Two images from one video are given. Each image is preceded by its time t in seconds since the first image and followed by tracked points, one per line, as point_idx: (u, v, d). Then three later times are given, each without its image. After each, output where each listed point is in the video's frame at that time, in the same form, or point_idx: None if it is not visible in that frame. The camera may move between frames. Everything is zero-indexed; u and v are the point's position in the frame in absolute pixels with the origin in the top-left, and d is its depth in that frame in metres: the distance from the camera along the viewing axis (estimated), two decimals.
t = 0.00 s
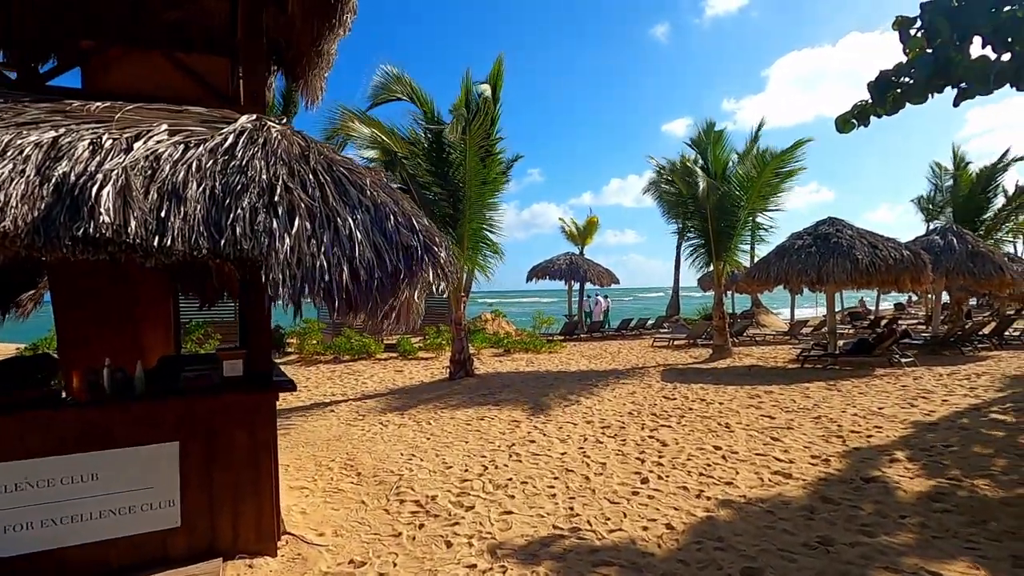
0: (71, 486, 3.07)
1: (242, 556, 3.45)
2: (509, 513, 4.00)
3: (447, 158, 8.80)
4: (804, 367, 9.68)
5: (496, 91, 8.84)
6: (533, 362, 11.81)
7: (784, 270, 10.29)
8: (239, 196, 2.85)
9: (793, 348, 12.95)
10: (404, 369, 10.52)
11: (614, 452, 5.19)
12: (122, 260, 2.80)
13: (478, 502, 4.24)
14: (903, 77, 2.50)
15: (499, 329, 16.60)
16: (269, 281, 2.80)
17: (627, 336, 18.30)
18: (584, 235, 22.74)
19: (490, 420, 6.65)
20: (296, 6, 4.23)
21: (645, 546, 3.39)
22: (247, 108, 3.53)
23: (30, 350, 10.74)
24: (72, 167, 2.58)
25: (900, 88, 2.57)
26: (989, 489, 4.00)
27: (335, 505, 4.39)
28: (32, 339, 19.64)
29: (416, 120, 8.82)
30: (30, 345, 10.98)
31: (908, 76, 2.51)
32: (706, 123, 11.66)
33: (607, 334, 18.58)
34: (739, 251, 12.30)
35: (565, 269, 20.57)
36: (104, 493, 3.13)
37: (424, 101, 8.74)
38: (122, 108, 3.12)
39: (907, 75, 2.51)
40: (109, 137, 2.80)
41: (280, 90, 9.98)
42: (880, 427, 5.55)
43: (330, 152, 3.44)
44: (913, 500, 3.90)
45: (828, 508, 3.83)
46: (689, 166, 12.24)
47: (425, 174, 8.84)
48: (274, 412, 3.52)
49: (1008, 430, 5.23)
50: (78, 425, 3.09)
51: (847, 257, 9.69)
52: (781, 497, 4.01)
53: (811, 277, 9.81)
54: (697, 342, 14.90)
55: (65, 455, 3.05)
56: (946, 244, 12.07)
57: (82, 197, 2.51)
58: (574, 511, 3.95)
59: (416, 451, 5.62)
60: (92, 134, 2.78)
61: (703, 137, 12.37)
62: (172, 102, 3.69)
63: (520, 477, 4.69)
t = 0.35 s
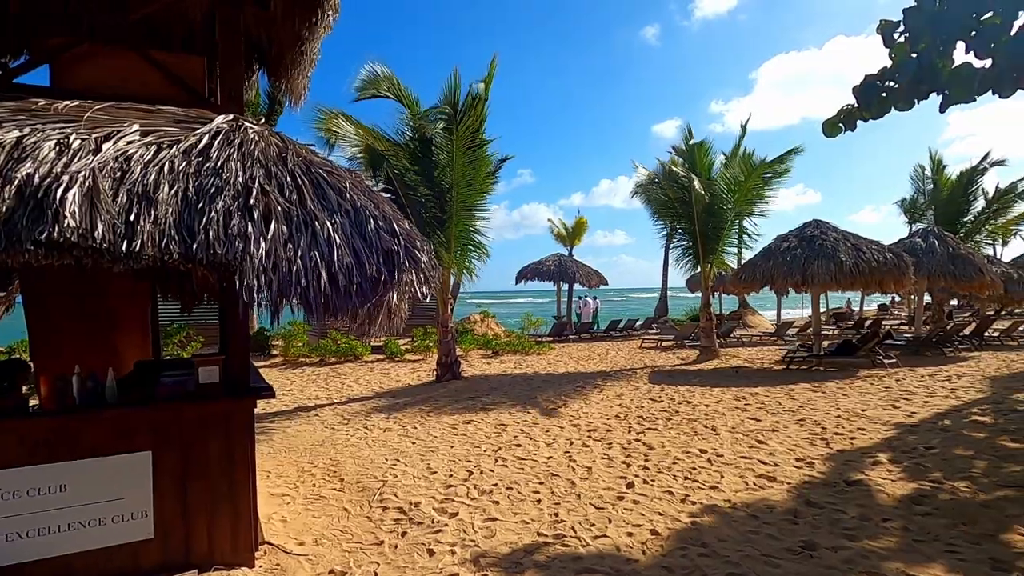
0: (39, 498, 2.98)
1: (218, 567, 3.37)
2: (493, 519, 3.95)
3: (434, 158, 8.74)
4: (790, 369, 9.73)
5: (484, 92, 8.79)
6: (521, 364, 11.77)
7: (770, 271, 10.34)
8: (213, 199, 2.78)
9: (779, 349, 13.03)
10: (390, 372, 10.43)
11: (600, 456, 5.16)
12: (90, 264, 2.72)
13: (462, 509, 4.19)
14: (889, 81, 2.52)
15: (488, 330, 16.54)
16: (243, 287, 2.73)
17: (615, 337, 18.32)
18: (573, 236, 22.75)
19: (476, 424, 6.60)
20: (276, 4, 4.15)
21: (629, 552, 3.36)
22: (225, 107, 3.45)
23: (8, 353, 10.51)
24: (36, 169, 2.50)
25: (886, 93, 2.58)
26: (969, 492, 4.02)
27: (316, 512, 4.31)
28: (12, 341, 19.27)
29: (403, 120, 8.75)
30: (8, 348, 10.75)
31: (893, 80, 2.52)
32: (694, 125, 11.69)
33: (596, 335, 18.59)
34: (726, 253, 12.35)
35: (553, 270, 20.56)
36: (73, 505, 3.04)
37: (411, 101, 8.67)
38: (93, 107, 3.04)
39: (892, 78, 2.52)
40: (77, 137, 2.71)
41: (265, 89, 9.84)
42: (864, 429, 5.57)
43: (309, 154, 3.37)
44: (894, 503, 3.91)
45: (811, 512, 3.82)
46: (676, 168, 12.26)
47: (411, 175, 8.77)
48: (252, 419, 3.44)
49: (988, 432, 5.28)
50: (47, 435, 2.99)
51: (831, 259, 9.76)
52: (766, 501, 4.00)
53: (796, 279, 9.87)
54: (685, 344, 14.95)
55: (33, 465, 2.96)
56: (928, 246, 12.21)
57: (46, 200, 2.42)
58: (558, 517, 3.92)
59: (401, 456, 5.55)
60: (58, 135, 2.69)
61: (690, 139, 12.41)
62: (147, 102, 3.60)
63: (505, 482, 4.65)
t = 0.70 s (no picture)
0: (19, 503, 2.92)
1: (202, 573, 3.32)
2: (481, 522, 3.94)
3: (423, 160, 8.72)
4: (778, 370, 9.80)
5: (473, 93, 8.78)
6: (510, 366, 11.75)
7: (758, 274, 10.42)
8: (198, 200, 2.75)
9: (768, 350, 13.11)
10: (380, 374, 10.38)
11: (589, 458, 5.16)
12: (72, 267, 2.68)
13: (450, 511, 4.17)
14: (871, 83, 2.57)
15: (478, 332, 16.51)
16: (228, 289, 2.71)
17: (605, 338, 18.36)
18: (563, 238, 22.77)
19: (465, 426, 6.58)
20: (264, 4, 4.11)
21: (617, 555, 3.36)
22: (210, 108, 3.40)
23: None
24: (16, 169, 2.46)
25: (867, 97, 2.62)
26: (952, 492, 4.06)
27: (303, 516, 4.27)
28: None
29: (392, 122, 8.71)
30: None
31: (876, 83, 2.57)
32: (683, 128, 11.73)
33: (586, 337, 18.61)
34: (715, 255, 12.42)
35: (543, 271, 20.55)
36: (54, 511, 3.00)
37: (399, 103, 8.64)
38: (75, 106, 2.99)
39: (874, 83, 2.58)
40: (58, 138, 2.67)
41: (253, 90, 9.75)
42: (850, 431, 5.62)
43: (296, 156, 3.35)
44: (879, 504, 3.94)
45: (797, 513, 3.85)
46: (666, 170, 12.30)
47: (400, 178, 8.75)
48: (238, 423, 3.41)
49: (972, 432, 5.34)
50: (27, 440, 2.94)
51: (818, 261, 9.85)
52: (753, 503, 4.02)
53: (784, 281, 9.94)
54: (674, 345, 15.01)
55: (12, 471, 2.90)
56: (913, 248, 12.36)
57: (25, 201, 2.39)
58: (547, 519, 3.91)
59: (389, 459, 5.52)
60: (40, 135, 2.65)
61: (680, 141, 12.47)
62: (131, 101, 3.55)
63: (494, 485, 4.63)
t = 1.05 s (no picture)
0: (8, 508, 2.89)
1: None
2: (475, 524, 3.94)
3: (416, 162, 8.71)
4: (769, 371, 9.89)
5: (467, 95, 8.78)
6: (502, 367, 11.76)
7: (749, 275, 10.50)
8: (192, 202, 2.74)
9: (759, 351, 13.20)
10: (371, 376, 10.35)
11: (582, 460, 5.18)
12: (63, 270, 2.65)
13: (444, 514, 4.17)
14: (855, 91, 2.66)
15: (470, 333, 16.50)
16: (221, 292, 2.70)
17: (597, 339, 18.40)
18: (555, 239, 22.81)
19: (458, 428, 6.58)
20: (257, 5, 4.09)
21: (611, 556, 3.38)
22: (203, 109, 3.38)
23: None
24: (7, 171, 2.43)
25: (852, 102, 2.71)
26: (941, 492, 4.11)
27: (296, 519, 4.25)
28: None
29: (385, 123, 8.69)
30: None
31: (861, 89, 2.65)
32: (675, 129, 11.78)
33: (577, 338, 18.66)
34: (707, 256, 12.50)
35: (535, 272, 20.58)
36: (44, 516, 2.96)
37: (392, 104, 8.62)
38: (66, 108, 2.97)
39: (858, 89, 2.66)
40: (49, 139, 2.64)
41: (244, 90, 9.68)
42: (840, 431, 5.67)
43: (288, 157, 3.34)
44: (869, 503, 3.99)
45: (789, 513, 3.88)
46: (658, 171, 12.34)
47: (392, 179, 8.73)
48: (231, 425, 3.39)
49: (959, 432, 5.41)
50: (16, 444, 2.90)
51: (808, 263, 9.93)
52: (745, 504, 4.05)
53: (775, 282, 10.02)
54: (665, 346, 15.08)
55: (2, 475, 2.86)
56: (901, 250, 12.50)
57: (16, 204, 2.36)
58: (541, 521, 3.92)
59: (382, 461, 5.51)
60: (30, 136, 2.62)
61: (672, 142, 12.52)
62: (122, 102, 3.53)
63: (487, 487, 4.64)
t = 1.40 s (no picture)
0: (9, 509, 2.89)
1: None
2: (474, 525, 3.95)
3: (412, 163, 8.72)
4: (767, 372, 9.94)
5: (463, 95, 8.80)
6: (498, 368, 11.78)
7: (745, 276, 10.55)
8: (191, 204, 2.74)
9: (756, 351, 13.26)
10: (367, 377, 10.34)
11: (580, 460, 5.20)
12: (62, 272, 2.65)
13: (442, 515, 4.18)
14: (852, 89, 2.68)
15: (467, 333, 16.52)
16: (221, 294, 2.70)
17: (593, 340, 18.43)
18: (551, 241, 22.85)
19: (455, 429, 6.59)
20: (254, 5, 4.07)
21: (610, 556, 3.40)
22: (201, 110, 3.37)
23: None
24: (6, 173, 2.43)
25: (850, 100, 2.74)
26: (937, 492, 4.14)
27: (293, 520, 4.24)
28: None
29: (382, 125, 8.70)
30: None
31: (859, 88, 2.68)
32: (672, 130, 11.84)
33: (573, 338, 18.70)
34: (705, 256, 12.54)
35: (532, 273, 20.61)
36: (45, 517, 2.96)
37: (388, 105, 8.63)
38: (64, 109, 2.96)
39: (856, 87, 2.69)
40: (47, 141, 2.64)
41: (241, 90, 9.66)
42: (837, 431, 5.70)
43: (286, 158, 3.33)
44: (866, 503, 4.02)
45: (786, 513, 3.91)
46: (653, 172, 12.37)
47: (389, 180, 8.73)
48: (229, 425, 3.39)
49: (956, 432, 5.45)
50: (16, 446, 2.90)
51: (803, 264, 9.97)
52: (743, 504, 4.07)
53: (770, 283, 10.06)
54: (663, 346, 15.13)
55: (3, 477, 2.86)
56: (896, 250, 12.58)
57: (16, 206, 2.36)
58: (540, 522, 3.93)
59: (380, 462, 5.50)
60: (28, 139, 2.62)
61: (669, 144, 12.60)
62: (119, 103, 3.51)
63: (486, 488, 4.65)
